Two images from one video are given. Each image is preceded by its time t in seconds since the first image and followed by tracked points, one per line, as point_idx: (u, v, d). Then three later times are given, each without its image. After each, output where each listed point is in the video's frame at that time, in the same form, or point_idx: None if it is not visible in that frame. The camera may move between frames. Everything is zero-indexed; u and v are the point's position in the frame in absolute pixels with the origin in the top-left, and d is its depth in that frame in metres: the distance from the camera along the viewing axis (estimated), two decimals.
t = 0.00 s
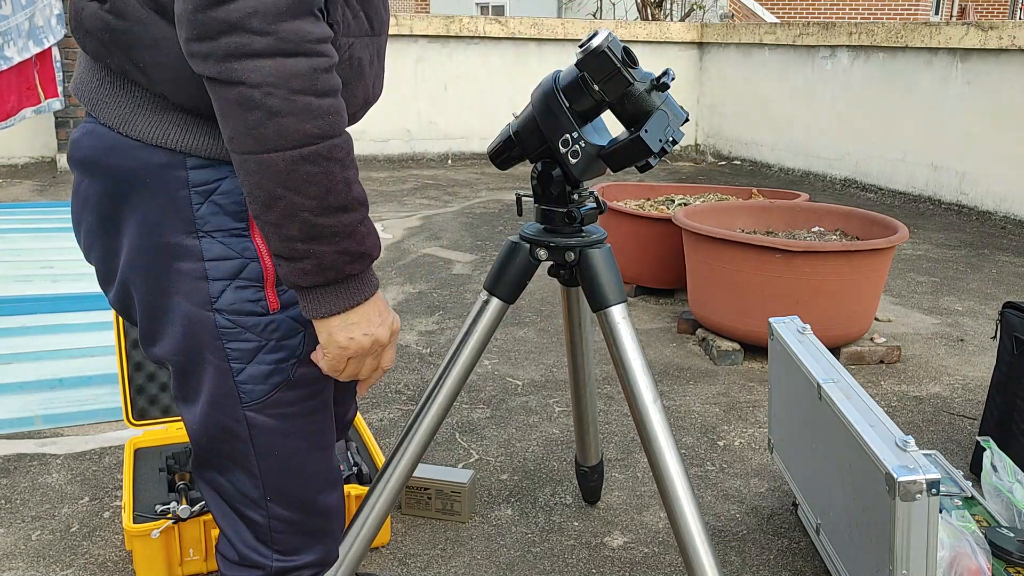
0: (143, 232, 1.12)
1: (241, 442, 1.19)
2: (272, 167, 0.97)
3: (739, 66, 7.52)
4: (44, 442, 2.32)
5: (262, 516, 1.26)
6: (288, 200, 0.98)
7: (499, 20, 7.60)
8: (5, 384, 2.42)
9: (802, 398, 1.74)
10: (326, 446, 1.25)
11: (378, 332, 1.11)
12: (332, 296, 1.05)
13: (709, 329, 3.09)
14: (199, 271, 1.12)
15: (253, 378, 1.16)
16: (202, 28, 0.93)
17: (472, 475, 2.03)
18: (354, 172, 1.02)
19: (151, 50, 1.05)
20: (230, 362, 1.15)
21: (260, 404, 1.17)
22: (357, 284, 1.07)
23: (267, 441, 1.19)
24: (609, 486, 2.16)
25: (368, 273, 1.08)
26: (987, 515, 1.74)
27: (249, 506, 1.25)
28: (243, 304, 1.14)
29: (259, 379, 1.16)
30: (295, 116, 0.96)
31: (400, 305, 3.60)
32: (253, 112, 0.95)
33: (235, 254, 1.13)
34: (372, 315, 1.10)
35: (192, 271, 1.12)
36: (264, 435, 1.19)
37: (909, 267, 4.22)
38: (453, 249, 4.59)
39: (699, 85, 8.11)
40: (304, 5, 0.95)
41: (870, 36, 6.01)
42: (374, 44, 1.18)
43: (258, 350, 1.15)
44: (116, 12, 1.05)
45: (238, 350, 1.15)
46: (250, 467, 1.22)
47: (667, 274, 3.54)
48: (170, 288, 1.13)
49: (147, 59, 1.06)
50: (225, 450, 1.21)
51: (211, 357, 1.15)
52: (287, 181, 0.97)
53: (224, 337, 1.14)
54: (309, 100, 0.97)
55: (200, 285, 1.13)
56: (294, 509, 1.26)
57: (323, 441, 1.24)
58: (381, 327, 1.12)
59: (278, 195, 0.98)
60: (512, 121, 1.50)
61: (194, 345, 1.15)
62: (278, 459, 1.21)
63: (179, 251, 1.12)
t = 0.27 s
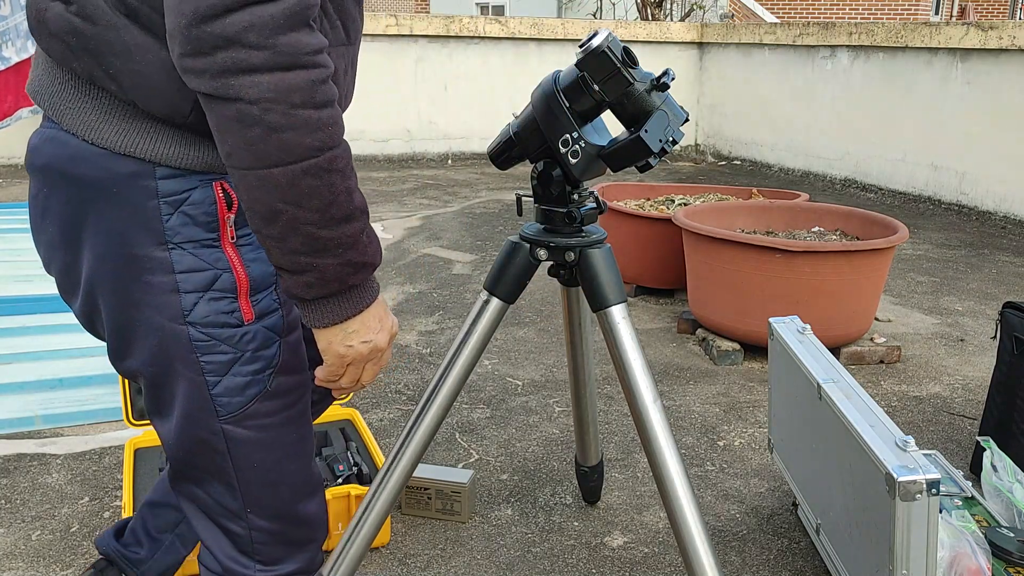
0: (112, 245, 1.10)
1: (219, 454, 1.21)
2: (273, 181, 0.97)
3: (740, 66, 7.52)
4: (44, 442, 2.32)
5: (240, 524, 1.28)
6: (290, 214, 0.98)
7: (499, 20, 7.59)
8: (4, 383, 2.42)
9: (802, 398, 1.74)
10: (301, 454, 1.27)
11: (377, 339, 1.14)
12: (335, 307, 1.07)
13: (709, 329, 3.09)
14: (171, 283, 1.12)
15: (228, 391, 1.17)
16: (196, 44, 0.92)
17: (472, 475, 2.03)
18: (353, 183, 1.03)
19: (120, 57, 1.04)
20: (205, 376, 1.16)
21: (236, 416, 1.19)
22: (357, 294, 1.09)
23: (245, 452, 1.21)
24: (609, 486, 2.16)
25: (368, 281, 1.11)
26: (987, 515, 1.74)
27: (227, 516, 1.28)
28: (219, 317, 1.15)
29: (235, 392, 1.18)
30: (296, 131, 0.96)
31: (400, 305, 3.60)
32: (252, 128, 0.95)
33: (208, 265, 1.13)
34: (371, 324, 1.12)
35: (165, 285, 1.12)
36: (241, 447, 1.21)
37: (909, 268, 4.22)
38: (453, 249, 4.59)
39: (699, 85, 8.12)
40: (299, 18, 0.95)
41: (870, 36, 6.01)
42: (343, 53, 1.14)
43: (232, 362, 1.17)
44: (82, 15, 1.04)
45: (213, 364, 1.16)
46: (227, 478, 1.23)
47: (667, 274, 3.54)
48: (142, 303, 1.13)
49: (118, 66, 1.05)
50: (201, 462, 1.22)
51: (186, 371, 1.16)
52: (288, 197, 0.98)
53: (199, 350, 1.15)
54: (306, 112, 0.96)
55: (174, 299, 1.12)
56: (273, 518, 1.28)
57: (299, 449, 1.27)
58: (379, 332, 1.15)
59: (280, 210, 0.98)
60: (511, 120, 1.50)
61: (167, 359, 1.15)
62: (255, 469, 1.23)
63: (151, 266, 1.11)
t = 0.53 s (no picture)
0: (71, 245, 0.99)
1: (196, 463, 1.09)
2: (183, 186, 0.90)
3: (739, 66, 7.52)
4: (44, 442, 2.32)
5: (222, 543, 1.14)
6: (199, 223, 0.91)
7: (499, 20, 7.59)
8: (4, 383, 2.42)
9: (801, 398, 1.74)
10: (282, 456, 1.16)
11: (292, 366, 1.03)
12: (244, 324, 0.98)
13: (709, 329, 3.09)
14: (142, 284, 1.01)
15: (205, 393, 1.06)
16: (111, 45, 0.87)
17: (472, 475, 2.03)
18: (271, 196, 0.96)
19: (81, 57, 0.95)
20: (182, 378, 1.04)
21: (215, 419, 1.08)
22: (270, 314, 0.99)
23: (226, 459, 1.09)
24: (609, 486, 2.16)
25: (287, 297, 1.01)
26: (987, 515, 1.74)
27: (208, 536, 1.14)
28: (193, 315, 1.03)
29: (213, 394, 1.06)
30: (207, 135, 0.89)
31: (400, 305, 3.60)
32: (162, 131, 0.88)
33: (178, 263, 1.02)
34: (284, 351, 1.02)
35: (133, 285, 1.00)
36: (222, 452, 1.09)
37: (909, 267, 4.22)
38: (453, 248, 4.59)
39: (699, 85, 8.12)
40: (218, 21, 0.89)
41: (870, 36, 6.01)
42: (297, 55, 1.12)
43: (207, 364, 1.05)
44: (42, 17, 0.95)
45: (188, 366, 1.04)
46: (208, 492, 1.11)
47: (667, 274, 3.54)
48: (107, 306, 1.01)
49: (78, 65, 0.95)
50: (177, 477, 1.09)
51: (159, 376, 1.03)
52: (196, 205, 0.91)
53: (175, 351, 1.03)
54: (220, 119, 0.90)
55: (145, 299, 1.01)
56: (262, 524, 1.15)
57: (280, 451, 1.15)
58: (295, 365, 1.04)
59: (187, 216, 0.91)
60: (511, 120, 1.50)
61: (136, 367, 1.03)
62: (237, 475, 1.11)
63: (117, 262, 1.00)
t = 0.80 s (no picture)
0: None
1: (106, 464, 1.11)
2: (79, 166, 0.91)
3: (739, 66, 7.53)
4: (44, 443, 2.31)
5: (146, 539, 1.17)
6: (103, 199, 0.93)
7: (499, 20, 7.61)
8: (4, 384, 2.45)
9: (801, 398, 1.74)
10: (196, 446, 1.18)
11: (213, 325, 1.06)
12: (163, 291, 1.00)
13: (709, 329, 3.09)
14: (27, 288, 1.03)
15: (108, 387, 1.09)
16: None
17: (472, 475, 2.03)
18: (169, 163, 0.98)
19: None
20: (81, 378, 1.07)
21: (122, 416, 1.10)
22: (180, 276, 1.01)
23: (137, 454, 1.12)
24: (609, 485, 2.16)
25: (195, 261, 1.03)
26: (987, 516, 1.74)
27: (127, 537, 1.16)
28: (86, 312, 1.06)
29: (116, 386, 1.09)
30: (100, 113, 0.91)
31: (400, 305, 3.60)
32: (53, 112, 0.89)
33: (63, 263, 1.05)
34: (197, 312, 1.04)
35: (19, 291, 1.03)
36: (131, 449, 1.11)
37: (909, 267, 4.22)
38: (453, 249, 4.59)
39: (699, 85, 8.12)
40: None
41: (870, 36, 6.02)
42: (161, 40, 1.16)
43: (107, 359, 1.08)
44: None
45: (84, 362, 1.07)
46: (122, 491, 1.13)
47: (667, 274, 3.54)
48: None
49: None
50: (84, 481, 1.12)
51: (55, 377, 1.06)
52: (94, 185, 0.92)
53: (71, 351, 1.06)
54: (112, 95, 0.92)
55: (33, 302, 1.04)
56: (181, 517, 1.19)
57: (193, 439, 1.18)
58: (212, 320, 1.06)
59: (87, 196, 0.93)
60: (511, 121, 1.50)
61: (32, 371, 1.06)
62: (148, 469, 1.13)
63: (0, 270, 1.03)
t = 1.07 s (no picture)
0: None
1: None
2: None
3: (739, 66, 7.53)
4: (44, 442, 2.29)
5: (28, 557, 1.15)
6: None
7: (499, 20, 7.62)
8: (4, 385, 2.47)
9: (801, 398, 1.74)
10: (90, 458, 1.23)
11: (69, 311, 1.11)
12: (7, 278, 1.04)
13: (709, 329, 3.08)
14: None
15: None
16: None
17: (472, 475, 2.03)
18: (13, 135, 0.99)
19: None
20: None
21: (8, 416, 1.11)
22: (39, 259, 1.07)
23: (23, 459, 1.12)
24: (609, 486, 2.16)
25: (48, 245, 1.08)
26: (988, 516, 1.74)
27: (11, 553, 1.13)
28: None
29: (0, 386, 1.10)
30: None
31: (399, 305, 3.60)
32: None
33: None
34: (63, 295, 1.10)
35: None
36: (16, 451, 1.12)
37: (909, 267, 4.22)
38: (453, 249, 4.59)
39: (699, 85, 8.12)
40: None
41: (870, 36, 6.02)
42: (70, 15, 1.14)
43: None
44: None
45: None
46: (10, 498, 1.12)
47: (667, 273, 3.54)
48: None
49: None
50: None
51: None
52: None
53: None
54: None
55: None
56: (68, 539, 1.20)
57: (84, 451, 1.22)
58: (74, 302, 1.11)
59: None
60: (511, 121, 1.50)
61: None
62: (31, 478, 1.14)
63: None
